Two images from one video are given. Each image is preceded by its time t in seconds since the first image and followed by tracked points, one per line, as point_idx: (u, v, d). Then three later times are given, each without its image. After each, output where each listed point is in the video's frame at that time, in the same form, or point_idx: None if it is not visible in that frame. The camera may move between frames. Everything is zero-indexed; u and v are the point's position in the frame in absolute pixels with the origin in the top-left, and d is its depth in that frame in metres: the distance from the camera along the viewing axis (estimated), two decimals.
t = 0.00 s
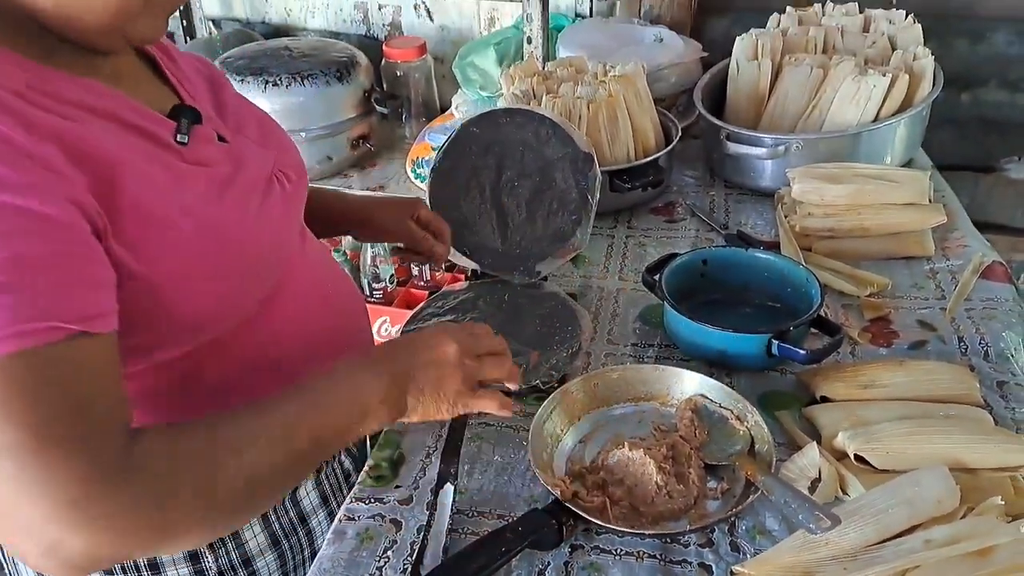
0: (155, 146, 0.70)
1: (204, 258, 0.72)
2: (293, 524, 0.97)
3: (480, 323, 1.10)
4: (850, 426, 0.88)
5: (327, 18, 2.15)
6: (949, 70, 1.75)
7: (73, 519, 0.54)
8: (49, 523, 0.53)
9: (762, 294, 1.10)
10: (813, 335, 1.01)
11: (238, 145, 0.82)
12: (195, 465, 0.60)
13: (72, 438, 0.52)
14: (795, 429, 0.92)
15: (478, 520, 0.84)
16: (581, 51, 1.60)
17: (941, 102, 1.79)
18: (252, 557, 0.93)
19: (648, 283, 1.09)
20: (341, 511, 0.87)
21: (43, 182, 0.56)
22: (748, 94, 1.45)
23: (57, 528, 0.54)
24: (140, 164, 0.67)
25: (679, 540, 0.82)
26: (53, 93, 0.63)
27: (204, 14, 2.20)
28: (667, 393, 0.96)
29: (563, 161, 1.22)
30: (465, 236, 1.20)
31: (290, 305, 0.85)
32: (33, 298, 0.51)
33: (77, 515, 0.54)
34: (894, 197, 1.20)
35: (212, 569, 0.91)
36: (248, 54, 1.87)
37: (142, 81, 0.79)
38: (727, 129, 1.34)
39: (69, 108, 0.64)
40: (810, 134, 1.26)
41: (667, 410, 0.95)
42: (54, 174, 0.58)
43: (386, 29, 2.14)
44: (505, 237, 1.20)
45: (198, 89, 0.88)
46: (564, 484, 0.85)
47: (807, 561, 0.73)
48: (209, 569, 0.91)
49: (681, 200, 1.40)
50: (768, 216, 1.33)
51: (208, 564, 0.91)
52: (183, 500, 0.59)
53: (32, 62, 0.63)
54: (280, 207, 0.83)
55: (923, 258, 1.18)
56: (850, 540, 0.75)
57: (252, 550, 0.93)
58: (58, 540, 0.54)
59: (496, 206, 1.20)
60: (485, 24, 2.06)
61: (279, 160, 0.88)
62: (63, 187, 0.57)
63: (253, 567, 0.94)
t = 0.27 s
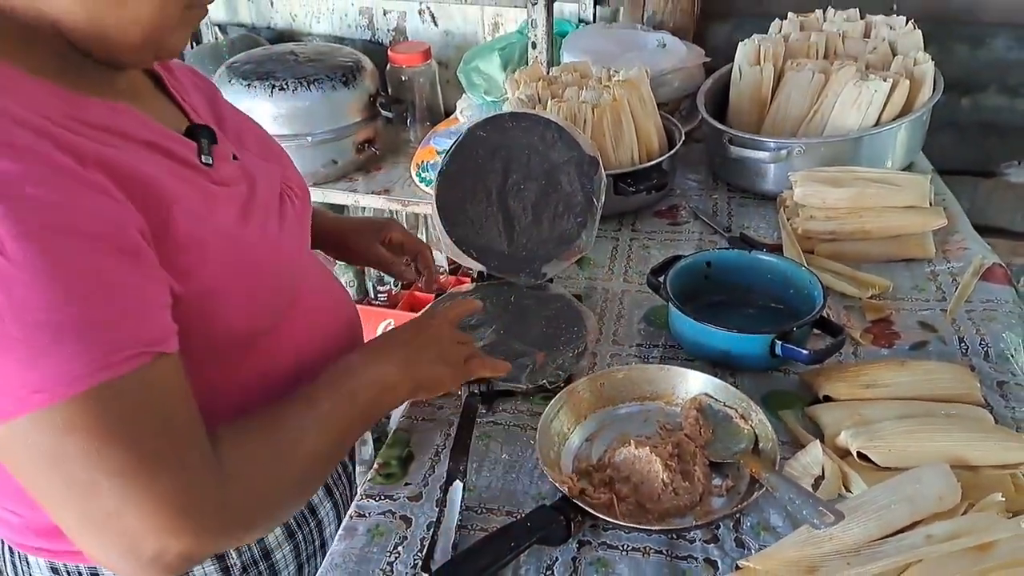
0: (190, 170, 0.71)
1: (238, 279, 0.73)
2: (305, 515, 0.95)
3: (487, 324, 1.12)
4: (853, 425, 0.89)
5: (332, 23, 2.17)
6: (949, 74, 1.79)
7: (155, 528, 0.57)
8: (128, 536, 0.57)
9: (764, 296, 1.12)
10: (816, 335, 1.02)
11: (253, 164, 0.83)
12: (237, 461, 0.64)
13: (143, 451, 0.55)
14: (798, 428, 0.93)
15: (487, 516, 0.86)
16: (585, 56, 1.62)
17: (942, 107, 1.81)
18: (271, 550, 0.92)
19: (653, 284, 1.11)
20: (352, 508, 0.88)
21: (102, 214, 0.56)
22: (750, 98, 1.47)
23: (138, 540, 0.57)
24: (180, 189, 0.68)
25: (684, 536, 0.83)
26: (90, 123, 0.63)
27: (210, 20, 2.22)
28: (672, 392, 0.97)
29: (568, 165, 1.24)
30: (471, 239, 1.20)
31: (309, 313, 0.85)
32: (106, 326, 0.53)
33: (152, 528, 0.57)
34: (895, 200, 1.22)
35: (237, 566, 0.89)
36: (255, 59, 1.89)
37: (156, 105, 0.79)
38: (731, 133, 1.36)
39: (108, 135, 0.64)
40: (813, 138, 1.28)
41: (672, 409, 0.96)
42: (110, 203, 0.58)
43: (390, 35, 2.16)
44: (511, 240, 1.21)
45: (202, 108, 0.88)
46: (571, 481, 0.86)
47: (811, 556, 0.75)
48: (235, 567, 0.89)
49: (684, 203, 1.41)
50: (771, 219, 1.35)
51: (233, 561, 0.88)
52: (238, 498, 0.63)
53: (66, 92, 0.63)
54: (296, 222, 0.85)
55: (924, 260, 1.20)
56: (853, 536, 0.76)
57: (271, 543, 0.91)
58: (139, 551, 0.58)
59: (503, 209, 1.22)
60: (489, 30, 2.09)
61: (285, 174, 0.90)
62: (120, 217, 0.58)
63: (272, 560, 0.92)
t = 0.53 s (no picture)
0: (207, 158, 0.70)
1: (252, 269, 0.73)
2: (320, 492, 0.93)
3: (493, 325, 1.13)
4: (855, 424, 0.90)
5: (336, 28, 2.18)
6: (949, 79, 1.79)
7: (174, 501, 0.56)
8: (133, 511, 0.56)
9: (767, 297, 1.13)
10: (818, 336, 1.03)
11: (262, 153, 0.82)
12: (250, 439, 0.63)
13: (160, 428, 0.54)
14: (801, 427, 0.94)
15: (495, 514, 0.87)
16: (589, 60, 1.63)
17: (942, 111, 1.83)
18: (292, 526, 0.89)
19: (657, 286, 1.12)
20: (361, 505, 0.89)
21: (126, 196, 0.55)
22: (752, 102, 1.48)
23: (156, 512, 0.56)
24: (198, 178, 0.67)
25: (690, 533, 0.84)
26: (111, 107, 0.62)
27: (214, 24, 2.23)
28: (677, 392, 0.98)
29: (573, 167, 1.25)
30: (477, 241, 1.22)
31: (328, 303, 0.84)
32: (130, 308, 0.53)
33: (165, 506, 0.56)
34: (896, 203, 1.23)
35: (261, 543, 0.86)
36: (260, 62, 1.90)
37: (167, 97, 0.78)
38: (733, 137, 1.38)
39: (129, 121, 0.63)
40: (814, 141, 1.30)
41: (677, 408, 0.97)
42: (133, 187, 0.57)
43: (394, 39, 2.18)
44: (517, 242, 1.23)
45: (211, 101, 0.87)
46: (578, 480, 0.87)
47: (816, 553, 0.76)
48: (257, 542, 0.85)
49: (687, 206, 1.43)
50: (773, 222, 1.36)
51: (257, 537, 0.85)
52: (253, 471, 0.62)
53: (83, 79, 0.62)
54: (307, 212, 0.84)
55: (925, 262, 1.21)
56: (856, 533, 0.77)
57: (292, 518, 0.89)
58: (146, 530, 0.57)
59: (508, 212, 1.23)
60: (492, 35, 2.10)
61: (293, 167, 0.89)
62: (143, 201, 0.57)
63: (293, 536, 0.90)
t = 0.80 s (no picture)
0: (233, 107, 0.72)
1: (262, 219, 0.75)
2: (323, 446, 0.96)
3: (497, 329, 1.14)
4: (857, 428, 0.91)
5: (338, 32, 2.19)
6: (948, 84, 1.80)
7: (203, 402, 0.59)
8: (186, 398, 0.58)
9: (771, 301, 1.14)
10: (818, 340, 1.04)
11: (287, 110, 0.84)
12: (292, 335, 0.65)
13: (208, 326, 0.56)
14: (803, 431, 0.95)
15: (499, 517, 0.88)
16: (590, 65, 1.64)
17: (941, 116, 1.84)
18: (292, 474, 0.93)
19: (659, 289, 1.13)
20: (366, 507, 0.90)
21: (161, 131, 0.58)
22: (753, 108, 1.49)
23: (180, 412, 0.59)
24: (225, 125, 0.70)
25: (693, 536, 0.85)
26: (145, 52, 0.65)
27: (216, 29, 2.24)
28: (679, 396, 0.99)
29: (575, 172, 1.27)
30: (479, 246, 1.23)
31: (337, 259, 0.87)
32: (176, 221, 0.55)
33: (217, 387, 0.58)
34: (897, 208, 1.23)
35: (260, 486, 0.90)
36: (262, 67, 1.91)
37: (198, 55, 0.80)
38: (734, 142, 1.39)
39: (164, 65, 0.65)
40: (815, 147, 1.31)
41: (679, 412, 0.98)
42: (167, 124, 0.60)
43: (396, 44, 2.19)
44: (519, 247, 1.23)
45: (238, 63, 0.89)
46: (582, 482, 0.88)
47: (818, 555, 0.76)
48: (256, 483, 0.90)
49: (689, 210, 1.44)
50: (774, 227, 1.37)
51: (256, 480, 0.90)
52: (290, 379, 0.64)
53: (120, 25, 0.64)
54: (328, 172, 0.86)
55: (925, 267, 1.22)
56: (859, 535, 0.78)
57: (291, 466, 0.92)
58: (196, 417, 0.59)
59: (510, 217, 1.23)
60: (494, 40, 2.12)
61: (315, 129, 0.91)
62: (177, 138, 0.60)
63: (293, 484, 0.94)
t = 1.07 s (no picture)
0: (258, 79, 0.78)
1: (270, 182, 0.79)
2: (304, 415, 1.00)
3: (495, 333, 1.15)
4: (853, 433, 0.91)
5: (337, 37, 2.20)
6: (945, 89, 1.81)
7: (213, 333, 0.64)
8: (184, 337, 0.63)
9: (772, 304, 1.13)
10: (815, 345, 1.04)
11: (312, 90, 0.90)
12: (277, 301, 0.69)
13: (216, 272, 0.62)
14: (800, 436, 0.95)
15: (496, 522, 0.88)
16: (588, 70, 1.65)
17: (938, 120, 1.84)
18: (270, 436, 0.98)
19: (656, 295, 1.13)
20: (363, 512, 0.90)
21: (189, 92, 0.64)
22: (750, 113, 1.50)
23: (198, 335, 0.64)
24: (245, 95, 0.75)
25: (689, 541, 0.85)
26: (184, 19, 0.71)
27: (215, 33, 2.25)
28: (676, 401, 0.99)
29: (573, 177, 1.26)
30: (475, 251, 1.23)
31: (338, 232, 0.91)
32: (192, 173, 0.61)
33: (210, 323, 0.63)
34: (894, 213, 1.24)
35: (237, 444, 0.96)
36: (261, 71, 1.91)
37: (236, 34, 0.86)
38: (731, 147, 1.40)
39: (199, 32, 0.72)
40: (812, 152, 1.31)
41: (676, 417, 0.98)
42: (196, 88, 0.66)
43: (394, 48, 2.19)
44: (516, 251, 1.24)
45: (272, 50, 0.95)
46: (579, 488, 0.88)
47: (814, 560, 0.76)
48: (234, 441, 0.96)
49: (686, 215, 1.44)
50: (771, 231, 1.37)
51: (233, 438, 0.96)
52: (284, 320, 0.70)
53: None
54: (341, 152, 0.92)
55: (922, 272, 1.22)
56: (855, 540, 0.78)
57: (269, 429, 0.97)
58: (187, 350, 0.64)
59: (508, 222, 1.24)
60: (492, 44, 2.13)
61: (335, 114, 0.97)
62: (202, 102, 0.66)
63: (271, 447, 0.99)
